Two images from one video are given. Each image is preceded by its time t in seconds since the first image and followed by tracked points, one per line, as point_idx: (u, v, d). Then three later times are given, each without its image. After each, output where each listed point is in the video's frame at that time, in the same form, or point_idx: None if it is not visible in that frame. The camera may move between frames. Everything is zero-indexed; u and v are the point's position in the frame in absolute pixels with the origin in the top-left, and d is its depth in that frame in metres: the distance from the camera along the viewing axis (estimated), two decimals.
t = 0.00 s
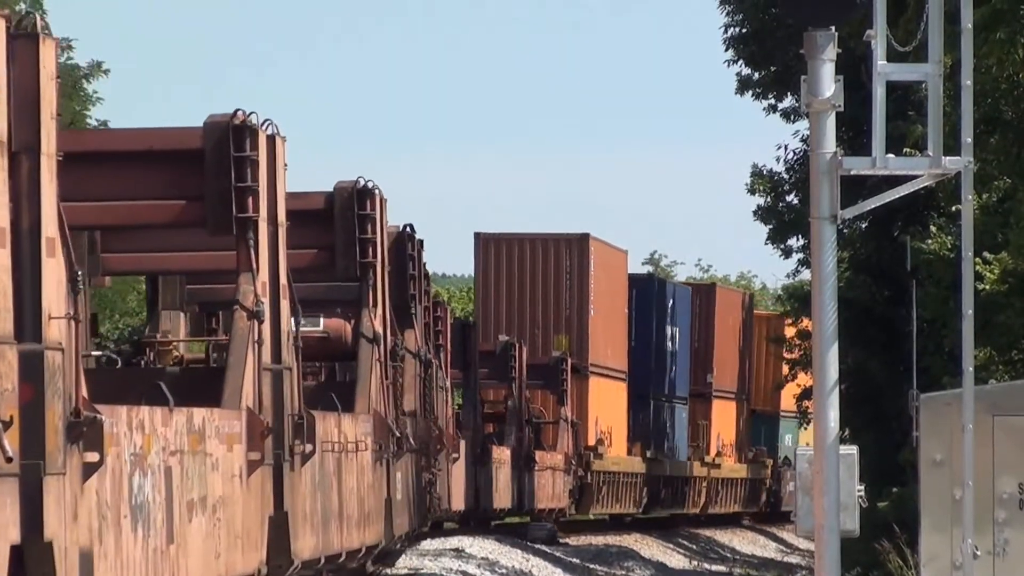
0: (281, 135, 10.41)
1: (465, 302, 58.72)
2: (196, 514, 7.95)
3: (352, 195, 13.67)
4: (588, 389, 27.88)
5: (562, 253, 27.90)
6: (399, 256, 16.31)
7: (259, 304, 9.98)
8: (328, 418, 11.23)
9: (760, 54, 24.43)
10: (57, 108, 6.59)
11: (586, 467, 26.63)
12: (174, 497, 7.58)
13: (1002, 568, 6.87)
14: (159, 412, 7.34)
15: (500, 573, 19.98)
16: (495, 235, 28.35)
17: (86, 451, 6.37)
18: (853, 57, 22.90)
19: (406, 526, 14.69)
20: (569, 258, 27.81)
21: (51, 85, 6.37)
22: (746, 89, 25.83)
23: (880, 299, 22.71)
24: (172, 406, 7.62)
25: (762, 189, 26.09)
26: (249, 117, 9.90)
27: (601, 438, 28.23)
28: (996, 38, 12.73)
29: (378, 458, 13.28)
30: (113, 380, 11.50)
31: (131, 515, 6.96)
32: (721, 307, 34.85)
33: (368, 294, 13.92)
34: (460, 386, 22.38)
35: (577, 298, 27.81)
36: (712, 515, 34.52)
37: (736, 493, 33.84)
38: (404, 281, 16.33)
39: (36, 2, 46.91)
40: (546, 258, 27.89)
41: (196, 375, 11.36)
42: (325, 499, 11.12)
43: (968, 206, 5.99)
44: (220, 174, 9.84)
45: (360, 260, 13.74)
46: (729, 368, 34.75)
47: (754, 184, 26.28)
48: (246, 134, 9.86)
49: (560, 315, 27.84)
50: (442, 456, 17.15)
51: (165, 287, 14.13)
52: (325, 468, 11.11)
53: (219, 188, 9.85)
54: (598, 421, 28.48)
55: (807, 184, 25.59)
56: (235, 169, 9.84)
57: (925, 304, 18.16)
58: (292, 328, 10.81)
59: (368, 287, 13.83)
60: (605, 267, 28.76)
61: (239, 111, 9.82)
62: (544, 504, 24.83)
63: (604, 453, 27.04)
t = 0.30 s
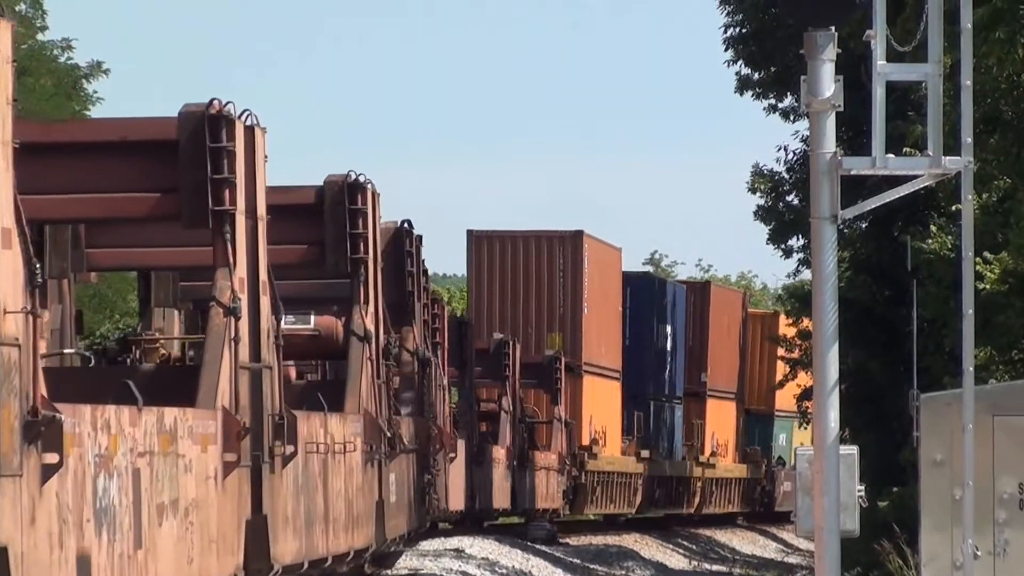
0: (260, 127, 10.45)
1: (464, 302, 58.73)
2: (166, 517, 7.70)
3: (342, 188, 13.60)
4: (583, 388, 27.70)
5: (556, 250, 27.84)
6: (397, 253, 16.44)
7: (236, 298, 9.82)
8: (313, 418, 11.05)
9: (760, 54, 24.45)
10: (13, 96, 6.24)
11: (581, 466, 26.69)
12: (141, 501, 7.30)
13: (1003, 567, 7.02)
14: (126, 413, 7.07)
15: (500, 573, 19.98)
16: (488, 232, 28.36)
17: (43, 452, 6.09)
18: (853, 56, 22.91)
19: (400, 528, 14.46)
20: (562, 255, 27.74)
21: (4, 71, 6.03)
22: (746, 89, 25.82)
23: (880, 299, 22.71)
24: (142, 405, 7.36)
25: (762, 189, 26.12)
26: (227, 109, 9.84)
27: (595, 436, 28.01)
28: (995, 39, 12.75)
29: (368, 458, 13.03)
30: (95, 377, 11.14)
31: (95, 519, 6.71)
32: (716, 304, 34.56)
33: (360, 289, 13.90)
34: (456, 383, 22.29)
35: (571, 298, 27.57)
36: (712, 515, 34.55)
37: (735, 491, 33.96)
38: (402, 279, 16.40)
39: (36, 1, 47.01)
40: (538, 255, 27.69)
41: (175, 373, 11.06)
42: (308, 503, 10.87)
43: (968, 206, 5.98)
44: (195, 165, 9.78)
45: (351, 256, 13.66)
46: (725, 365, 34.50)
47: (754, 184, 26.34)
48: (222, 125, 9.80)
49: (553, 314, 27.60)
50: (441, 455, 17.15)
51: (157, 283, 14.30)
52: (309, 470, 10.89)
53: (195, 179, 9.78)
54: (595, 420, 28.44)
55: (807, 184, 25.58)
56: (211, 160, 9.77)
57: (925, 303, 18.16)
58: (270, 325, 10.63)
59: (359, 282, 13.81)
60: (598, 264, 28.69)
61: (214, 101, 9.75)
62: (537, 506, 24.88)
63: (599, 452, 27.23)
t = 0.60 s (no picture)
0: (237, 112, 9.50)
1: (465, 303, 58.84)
2: (135, 520, 7.05)
3: (331, 181, 12.95)
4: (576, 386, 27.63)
5: (548, 247, 27.74)
6: (395, 247, 16.40)
7: (210, 295, 9.04)
8: (299, 415, 10.41)
9: (760, 54, 24.45)
10: None
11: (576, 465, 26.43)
12: (106, 504, 6.64)
13: (1002, 566, 7.07)
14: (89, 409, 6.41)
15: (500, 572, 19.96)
16: (482, 228, 28.39)
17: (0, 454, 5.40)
18: (853, 56, 22.91)
19: (393, 528, 14.03)
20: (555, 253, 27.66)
21: None
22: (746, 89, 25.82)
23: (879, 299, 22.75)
24: (108, 402, 6.68)
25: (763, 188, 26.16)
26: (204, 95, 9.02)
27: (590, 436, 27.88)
28: (995, 38, 12.76)
29: (359, 456, 12.56)
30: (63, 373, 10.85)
31: (56, 524, 6.08)
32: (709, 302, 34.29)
33: (348, 284, 13.35)
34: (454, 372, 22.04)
35: (564, 294, 27.63)
36: (712, 514, 34.56)
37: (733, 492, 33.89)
38: (401, 275, 16.50)
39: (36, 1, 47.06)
40: (531, 251, 27.76)
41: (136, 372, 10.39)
42: (294, 503, 10.24)
43: (968, 205, 5.99)
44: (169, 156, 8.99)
45: (338, 250, 13.07)
46: (719, 364, 34.46)
47: (754, 184, 26.37)
48: (196, 113, 8.96)
49: (547, 311, 27.74)
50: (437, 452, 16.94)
51: (148, 279, 14.21)
52: (293, 470, 10.22)
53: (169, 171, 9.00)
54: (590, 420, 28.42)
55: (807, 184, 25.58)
56: (184, 149, 8.96)
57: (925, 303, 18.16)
58: (248, 320, 9.84)
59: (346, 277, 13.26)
60: (593, 260, 28.71)
61: (189, 88, 8.91)
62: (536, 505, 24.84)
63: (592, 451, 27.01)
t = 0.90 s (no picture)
0: (214, 104, 9.20)
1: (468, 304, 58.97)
2: (100, 523, 6.81)
3: (318, 174, 12.72)
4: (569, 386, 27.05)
5: (542, 244, 27.87)
6: (390, 245, 15.76)
7: (184, 290, 8.69)
8: (280, 416, 10.04)
9: (761, 54, 24.46)
10: None
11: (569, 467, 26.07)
12: (68, 507, 6.41)
13: (1002, 567, 7.08)
14: (51, 406, 6.17)
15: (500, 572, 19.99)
16: (475, 227, 28.51)
17: None
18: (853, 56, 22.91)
19: (380, 533, 13.53)
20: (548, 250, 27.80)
21: None
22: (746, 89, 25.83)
23: (880, 300, 22.75)
24: (70, 400, 6.43)
25: (763, 189, 26.14)
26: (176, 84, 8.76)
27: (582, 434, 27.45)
28: (995, 37, 12.78)
29: (342, 457, 12.07)
30: (34, 369, 10.33)
31: (15, 526, 5.81)
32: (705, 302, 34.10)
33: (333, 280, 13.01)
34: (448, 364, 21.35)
35: (557, 291, 27.63)
36: (711, 515, 34.59)
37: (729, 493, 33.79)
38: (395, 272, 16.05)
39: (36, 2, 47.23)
40: (525, 249, 27.82)
41: (109, 369, 9.91)
42: (273, 506, 9.86)
43: (968, 206, 5.99)
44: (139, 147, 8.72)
45: (324, 244, 12.80)
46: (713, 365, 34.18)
47: (754, 185, 26.35)
48: (168, 102, 8.71)
49: (539, 311, 27.64)
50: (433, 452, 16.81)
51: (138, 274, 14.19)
52: (273, 471, 9.85)
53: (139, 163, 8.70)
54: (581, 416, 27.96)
55: (807, 184, 25.59)
56: (155, 140, 8.68)
57: (924, 302, 18.11)
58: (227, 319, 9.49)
59: (334, 272, 12.97)
60: (587, 258, 28.68)
61: (161, 76, 8.68)
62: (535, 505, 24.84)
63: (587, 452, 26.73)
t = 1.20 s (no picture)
0: (188, 91, 8.70)
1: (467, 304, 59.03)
2: (62, 528, 6.45)
3: (303, 165, 12.18)
4: (563, 385, 27.13)
5: (535, 241, 27.19)
6: (384, 239, 15.65)
7: (154, 284, 8.16)
8: (262, 415, 9.63)
9: (761, 54, 24.46)
10: None
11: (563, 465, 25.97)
12: (29, 510, 6.08)
13: (1002, 566, 7.10)
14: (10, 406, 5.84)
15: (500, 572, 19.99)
16: (467, 224, 27.78)
17: None
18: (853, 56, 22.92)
19: (371, 535, 13.13)
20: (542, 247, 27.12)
21: None
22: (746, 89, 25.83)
23: (880, 299, 22.77)
24: (30, 398, 6.09)
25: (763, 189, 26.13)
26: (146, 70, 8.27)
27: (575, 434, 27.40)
28: (994, 38, 12.80)
29: (328, 457, 11.62)
30: None
31: None
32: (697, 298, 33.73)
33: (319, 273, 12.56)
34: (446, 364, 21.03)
35: (550, 289, 27.07)
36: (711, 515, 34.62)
37: (724, 493, 33.85)
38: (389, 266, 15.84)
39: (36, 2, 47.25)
40: (518, 245, 27.16)
41: (72, 364, 9.93)
42: (253, 509, 9.42)
43: (968, 205, 5.97)
44: (110, 137, 8.29)
45: (311, 238, 12.32)
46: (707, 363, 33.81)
47: (755, 185, 26.35)
48: (139, 89, 8.23)
49: (532, 309, 27.15)
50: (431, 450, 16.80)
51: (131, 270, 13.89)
52: (254, 473, 9.42)
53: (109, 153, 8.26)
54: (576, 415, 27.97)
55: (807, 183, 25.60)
56: (125, 128, 8.22)
57: (924, 302, 18.10)
58: (202, 314, 8.97)
59: (320, 267, 12.54)
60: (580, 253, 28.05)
61: (130, 63, 8.18)
62: (534, 505, 24.83)
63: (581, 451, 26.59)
